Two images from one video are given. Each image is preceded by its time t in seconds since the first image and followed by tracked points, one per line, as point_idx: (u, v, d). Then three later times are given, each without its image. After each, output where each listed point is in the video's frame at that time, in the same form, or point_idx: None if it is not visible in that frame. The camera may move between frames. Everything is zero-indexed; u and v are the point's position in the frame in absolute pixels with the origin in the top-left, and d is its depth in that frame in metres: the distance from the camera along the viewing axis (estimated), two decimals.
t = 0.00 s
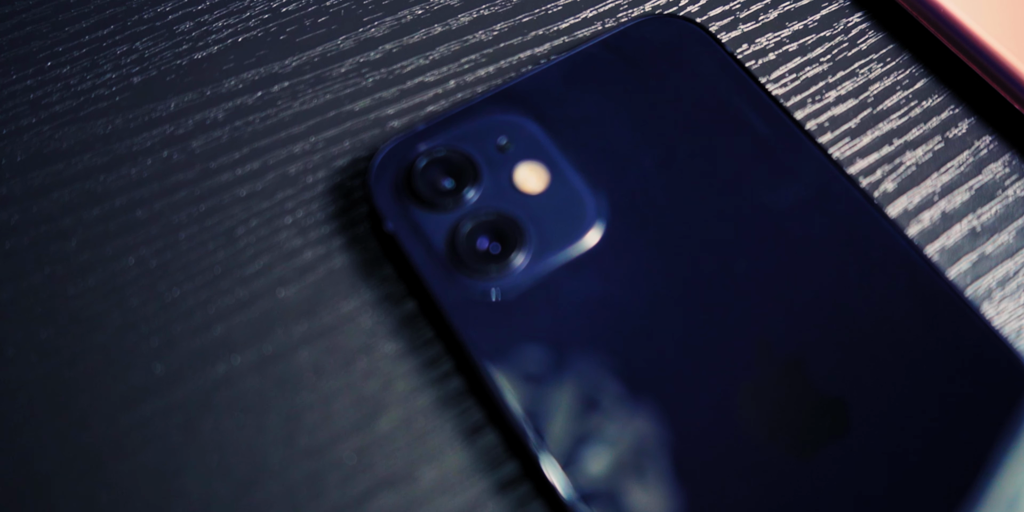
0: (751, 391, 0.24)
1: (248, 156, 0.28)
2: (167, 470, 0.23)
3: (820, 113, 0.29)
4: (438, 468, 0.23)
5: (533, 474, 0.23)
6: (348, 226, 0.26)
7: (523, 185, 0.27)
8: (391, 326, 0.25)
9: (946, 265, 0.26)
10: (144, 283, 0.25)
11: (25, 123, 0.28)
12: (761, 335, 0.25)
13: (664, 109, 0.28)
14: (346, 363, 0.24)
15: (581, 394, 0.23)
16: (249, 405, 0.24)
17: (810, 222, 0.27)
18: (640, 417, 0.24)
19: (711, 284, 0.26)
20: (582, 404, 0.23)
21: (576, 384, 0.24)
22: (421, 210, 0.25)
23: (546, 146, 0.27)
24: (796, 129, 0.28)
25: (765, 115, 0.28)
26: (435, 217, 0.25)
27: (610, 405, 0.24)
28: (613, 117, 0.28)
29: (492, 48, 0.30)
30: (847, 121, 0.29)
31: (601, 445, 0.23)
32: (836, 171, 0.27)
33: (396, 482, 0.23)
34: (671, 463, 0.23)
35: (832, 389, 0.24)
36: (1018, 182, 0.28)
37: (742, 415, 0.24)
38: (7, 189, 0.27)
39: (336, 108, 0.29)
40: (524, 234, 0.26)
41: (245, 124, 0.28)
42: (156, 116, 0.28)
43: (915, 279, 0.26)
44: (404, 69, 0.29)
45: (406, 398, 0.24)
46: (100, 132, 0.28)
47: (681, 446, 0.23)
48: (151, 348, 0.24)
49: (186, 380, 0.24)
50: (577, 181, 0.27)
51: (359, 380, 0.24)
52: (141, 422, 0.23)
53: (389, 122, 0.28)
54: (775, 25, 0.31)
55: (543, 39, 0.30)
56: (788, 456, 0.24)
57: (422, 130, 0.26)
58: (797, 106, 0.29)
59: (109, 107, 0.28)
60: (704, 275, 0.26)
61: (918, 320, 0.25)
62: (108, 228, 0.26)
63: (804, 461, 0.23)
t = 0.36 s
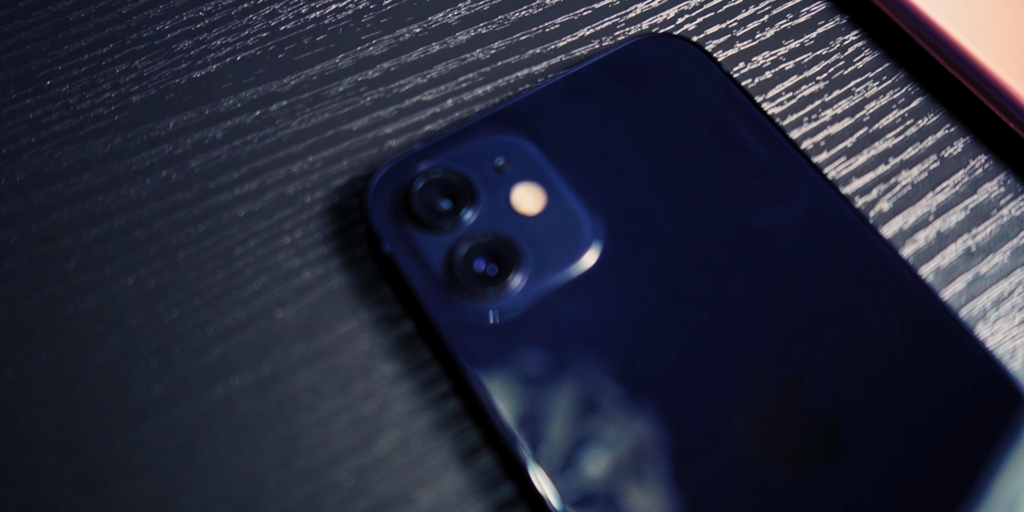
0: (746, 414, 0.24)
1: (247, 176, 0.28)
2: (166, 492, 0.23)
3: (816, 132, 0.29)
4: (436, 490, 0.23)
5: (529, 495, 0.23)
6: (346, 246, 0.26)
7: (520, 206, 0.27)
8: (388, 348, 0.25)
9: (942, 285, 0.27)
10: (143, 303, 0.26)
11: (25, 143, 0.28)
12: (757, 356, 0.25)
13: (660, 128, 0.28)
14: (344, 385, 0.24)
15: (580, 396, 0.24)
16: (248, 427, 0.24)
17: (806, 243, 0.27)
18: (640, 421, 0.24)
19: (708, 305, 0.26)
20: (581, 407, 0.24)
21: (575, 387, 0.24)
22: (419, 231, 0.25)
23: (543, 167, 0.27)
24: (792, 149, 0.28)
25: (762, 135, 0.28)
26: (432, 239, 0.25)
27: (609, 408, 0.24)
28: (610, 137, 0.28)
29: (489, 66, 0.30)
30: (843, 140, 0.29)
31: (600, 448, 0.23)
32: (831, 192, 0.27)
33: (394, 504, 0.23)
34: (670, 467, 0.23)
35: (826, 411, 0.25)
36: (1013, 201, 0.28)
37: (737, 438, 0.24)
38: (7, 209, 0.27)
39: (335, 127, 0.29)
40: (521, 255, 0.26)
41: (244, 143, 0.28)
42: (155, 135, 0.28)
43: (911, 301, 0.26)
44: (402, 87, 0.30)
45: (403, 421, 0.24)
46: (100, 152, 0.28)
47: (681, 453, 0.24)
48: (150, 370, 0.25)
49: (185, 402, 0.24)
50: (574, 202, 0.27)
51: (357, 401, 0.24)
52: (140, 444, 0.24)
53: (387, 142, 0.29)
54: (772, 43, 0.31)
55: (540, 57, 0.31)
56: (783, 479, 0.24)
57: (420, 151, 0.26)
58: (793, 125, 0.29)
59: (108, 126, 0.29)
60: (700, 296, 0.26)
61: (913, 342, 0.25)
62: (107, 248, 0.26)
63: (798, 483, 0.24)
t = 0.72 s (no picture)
0: (736, 438, 0.25)
1: (245, 199, 0.28)
2: None
3: (808, 155, 0.29)
4: None
5: None
6: (342, 271, 0.27)
7: (514, 231, 0.27)
8: (384, 373, 0.25)
9: (930, 309, 0.27)
10: (141, 327, 0.26)
11: (25, 166, 0.29)
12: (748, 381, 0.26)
13: (653, 153, 0.28)
14: (340, 409, 0.25)
15: (579, 400, 0.25)
16: (246, 451, 0.24)
17: (797, 268, 0.27)
18: (640, 424, 0.25)
19: (699, 329, 0.26)
20: (580, 410, 0.24)
21: (575, 391, 0.25)
22: (414, 256, 0.26)
23: (536, 192, 0.27)
24: (783, 173, 0.28)
25: (754, 160, 0.28)
26: (427, 265, 0.26)
27: (608, 412, 0.25)
28: (602, 162, 0.28)
29: (485, 88, 0.30)
30: (835, 163, 0.29)
31: (598, 451, 0.24)
32: (823, 217, 0.27)
33: None
34: (669, 471, 0.24)
35: (816, 436, 0.25)
36: (1002, 224, 0.28)
37: (727, 462, 0.24)
38: (7, 233, 0.27)
39: (331, 150, 0.29)
40: (514, 280, 0.26)
41: (241, 166, 0.29)
42: (154, 158, 0.29)
43: (899, 325, 0.26)
44: (398, 110, 0.30)
45: (398, 445, 0.24)
46: (99, 175, 0.28)
47: (680, 459, 0.24)
48: (149, 394, 0.25)
49: (184, 426, 0.25)
50: (567, 227, 0.27)
51: (354, 426, 0.25)
52: (139, 468, 0.24)
53: (383, 165, 0.29)
54: (765, 65, 0.31)
55: (535, 79, 0.31)
56: (772, 502, 0.24)
57: (415, 176, 0.27)
58: (784, 148, 0.30)
59: (107, 150, 0.29)
60: (692, 320, 0.26)
61: (902, 366, 0.26)
62: (107, 272, 0.27)
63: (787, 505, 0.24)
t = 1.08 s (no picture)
0: (723, 462, 0.25)
1: (243, 224, 0.29)
2: None
3: (796, 180, 0.30)
4: None
5: None
6: (338, 296, 0.27)
7: (507, 257, 0.28)
8: (379, 398, 0.26)
9: (915, 334, 0.27)
10: (141, 352, 0.27)
11: (27, 192, 0.29)
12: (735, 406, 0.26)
13: (643, 178, 0.29)
14: (336, 434, 0.25)
15: (579, 403, 0.25)
16: (244, 475, 0.25)
17: (783, 294, 0.27)
18: (636, 428, 0.25)
19: (688, 355, 0.27)
20: (581, 412, 0.25)
21: (575, 394, 0.26)
22: (409, 282, 0.26)
23: (529, 218, 0.28)
24: (770, 199, 0.28)
25: (741, 186, 0.28)
26: (422, 291, 0.26)
27: (606, 416, 0.25)
28: (594, 188, 0.28)
29: (479, 113, 0.31)
30: (823, 188, 0.30)
31: (597, 453, 0.25)
32: (809, 243, 0.28)
33: None
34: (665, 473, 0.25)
35: (801, 460, 0.25)
36: (986, 250, 0.29)
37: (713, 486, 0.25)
38: (10, 258, 0.28)
39: (328, 176, 0.30)
40: (507, 307, 0.27)
41: (240, 192, 0.29)
42: (154, 184, 0.29)
43: (884, 352, 0.26)
44: (394, 135, 0.30)
45: (393, 469, 0.25)
46: (100, 200, 0.29)
47: (677, 462, 0.25)
48: (149, 419, 0.26)
49: (183, 450, 0.25)
50: (559, 253, 0.28)
51: (350, 450, 0.25)
52: (139, 492, 0.25)
53: (378, 191, 0.29)
54: (755, 90, 0.32)
55: (529, 104, 0.31)
56: None
57: (411, 202, 0.27)
58: (773, 173, 0.30)
59: (108, 175, 0.29)
60: (681, 347, 0.27)
61: (886, 391, 0.26)
62: (107, 297, 0.27)
63: None
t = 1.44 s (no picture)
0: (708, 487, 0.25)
1: (241, 249, 0.29)
2: None
3: (782, 205, 0.31)
4: None
5: None
6: (334, 320, 0.28)
7: (499, 282, 0.28)
8: (374, 421, 0.27)
9: (897, 357, 0.28)
10: (141, 375, 0.27)
11: (30, 217, 0.30)
12: (720, 431, 0.26)
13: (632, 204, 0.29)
14: (332, 457, 0.26)
15: (579, 405, 0.26)
16: (242, 497, 0.26)
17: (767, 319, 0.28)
18: (635, 431, 0.26)
19: (674, 379, 0.27)
20: (580, 415, 0.26)
21: (575, 397, 0.26)
22: (403, 307, 0.27)
23: (520, 244, 0.29)
24: (756, 225, 0.29)
25: (729, 212, 0.29)
26: (414, 316, 0.27)
27: (605, 418, 0.26)
28: (584, 214, 0.29)
29: (473, 138, 0.32)
30: (808, 212, 0.30)
31: (596, 455, 0.26)
32: (794, 269, 0.28)
33: None
34: (665, 477, 0.26)
35: (785, 484, 0.26)
36: (968, 274, 0.30)
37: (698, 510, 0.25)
38: (13, 282, 0.29)
39: (324, 201, 0.30)
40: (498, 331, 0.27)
41: (238, 217, 0.30)
42: (154, 209, 0.30)
43: (865, 378, 0.27)
44: (389, 160, 0.31)
45: (387, 491, 0.26)
46: (101, 225, 0.30)
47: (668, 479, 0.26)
48: (150, 442, 0.26)
49: (183, 473, 0.26)
50: (549, 278, 0.28)
51: (345, 473, 0.26)
52: None
53: (373, 215, 0.30)
54: (743, 115, 0.32)
55: (521, 129, 0.32)
56: None
57: (404, 229, 0.28)
58: (760, 198, 0.31)
59: (109, 200, 0.30)
60: (667, 369, 0.27)
61: (868, 416, 0.26)
62: (109, 321, 0.28)
63: None
